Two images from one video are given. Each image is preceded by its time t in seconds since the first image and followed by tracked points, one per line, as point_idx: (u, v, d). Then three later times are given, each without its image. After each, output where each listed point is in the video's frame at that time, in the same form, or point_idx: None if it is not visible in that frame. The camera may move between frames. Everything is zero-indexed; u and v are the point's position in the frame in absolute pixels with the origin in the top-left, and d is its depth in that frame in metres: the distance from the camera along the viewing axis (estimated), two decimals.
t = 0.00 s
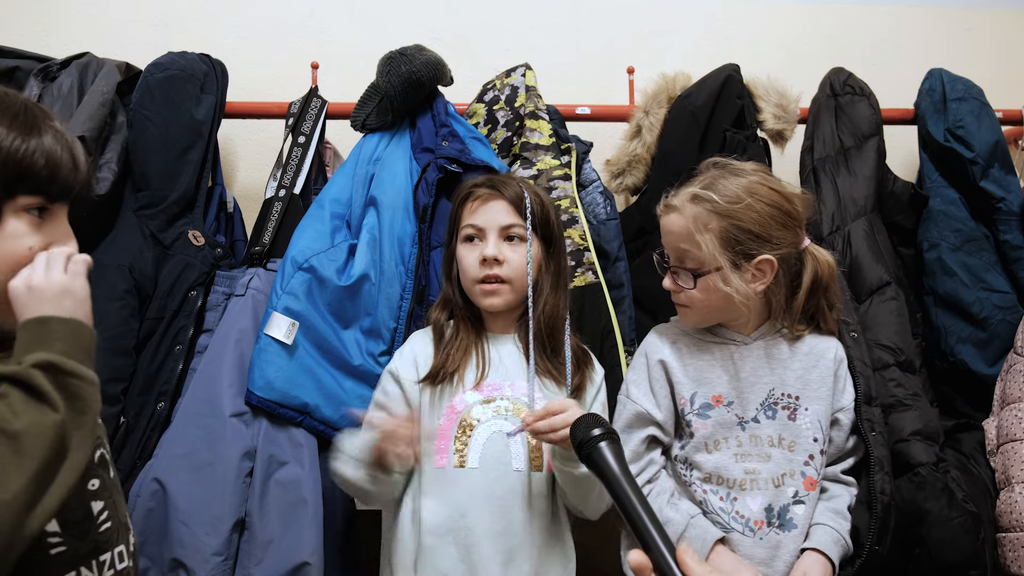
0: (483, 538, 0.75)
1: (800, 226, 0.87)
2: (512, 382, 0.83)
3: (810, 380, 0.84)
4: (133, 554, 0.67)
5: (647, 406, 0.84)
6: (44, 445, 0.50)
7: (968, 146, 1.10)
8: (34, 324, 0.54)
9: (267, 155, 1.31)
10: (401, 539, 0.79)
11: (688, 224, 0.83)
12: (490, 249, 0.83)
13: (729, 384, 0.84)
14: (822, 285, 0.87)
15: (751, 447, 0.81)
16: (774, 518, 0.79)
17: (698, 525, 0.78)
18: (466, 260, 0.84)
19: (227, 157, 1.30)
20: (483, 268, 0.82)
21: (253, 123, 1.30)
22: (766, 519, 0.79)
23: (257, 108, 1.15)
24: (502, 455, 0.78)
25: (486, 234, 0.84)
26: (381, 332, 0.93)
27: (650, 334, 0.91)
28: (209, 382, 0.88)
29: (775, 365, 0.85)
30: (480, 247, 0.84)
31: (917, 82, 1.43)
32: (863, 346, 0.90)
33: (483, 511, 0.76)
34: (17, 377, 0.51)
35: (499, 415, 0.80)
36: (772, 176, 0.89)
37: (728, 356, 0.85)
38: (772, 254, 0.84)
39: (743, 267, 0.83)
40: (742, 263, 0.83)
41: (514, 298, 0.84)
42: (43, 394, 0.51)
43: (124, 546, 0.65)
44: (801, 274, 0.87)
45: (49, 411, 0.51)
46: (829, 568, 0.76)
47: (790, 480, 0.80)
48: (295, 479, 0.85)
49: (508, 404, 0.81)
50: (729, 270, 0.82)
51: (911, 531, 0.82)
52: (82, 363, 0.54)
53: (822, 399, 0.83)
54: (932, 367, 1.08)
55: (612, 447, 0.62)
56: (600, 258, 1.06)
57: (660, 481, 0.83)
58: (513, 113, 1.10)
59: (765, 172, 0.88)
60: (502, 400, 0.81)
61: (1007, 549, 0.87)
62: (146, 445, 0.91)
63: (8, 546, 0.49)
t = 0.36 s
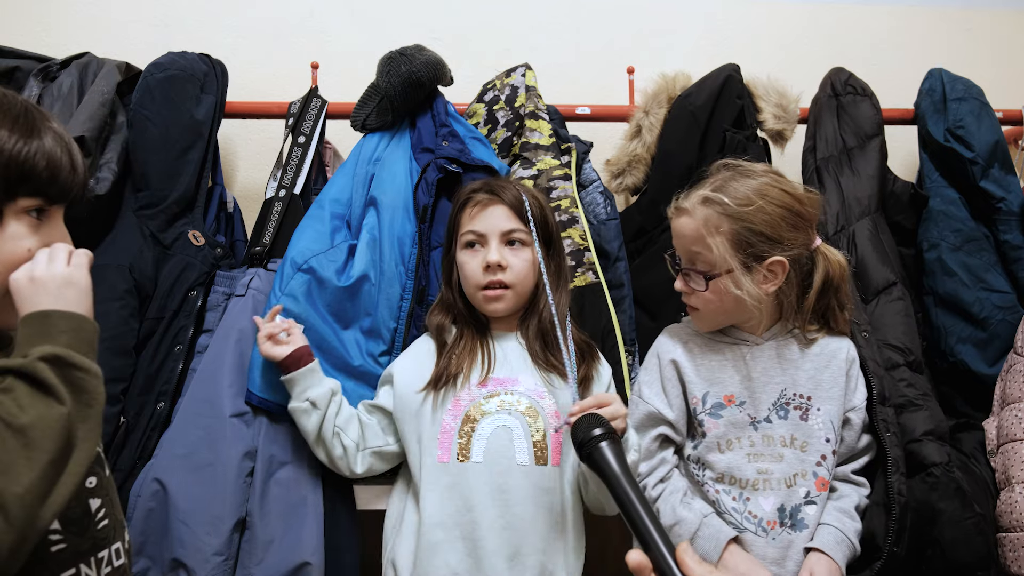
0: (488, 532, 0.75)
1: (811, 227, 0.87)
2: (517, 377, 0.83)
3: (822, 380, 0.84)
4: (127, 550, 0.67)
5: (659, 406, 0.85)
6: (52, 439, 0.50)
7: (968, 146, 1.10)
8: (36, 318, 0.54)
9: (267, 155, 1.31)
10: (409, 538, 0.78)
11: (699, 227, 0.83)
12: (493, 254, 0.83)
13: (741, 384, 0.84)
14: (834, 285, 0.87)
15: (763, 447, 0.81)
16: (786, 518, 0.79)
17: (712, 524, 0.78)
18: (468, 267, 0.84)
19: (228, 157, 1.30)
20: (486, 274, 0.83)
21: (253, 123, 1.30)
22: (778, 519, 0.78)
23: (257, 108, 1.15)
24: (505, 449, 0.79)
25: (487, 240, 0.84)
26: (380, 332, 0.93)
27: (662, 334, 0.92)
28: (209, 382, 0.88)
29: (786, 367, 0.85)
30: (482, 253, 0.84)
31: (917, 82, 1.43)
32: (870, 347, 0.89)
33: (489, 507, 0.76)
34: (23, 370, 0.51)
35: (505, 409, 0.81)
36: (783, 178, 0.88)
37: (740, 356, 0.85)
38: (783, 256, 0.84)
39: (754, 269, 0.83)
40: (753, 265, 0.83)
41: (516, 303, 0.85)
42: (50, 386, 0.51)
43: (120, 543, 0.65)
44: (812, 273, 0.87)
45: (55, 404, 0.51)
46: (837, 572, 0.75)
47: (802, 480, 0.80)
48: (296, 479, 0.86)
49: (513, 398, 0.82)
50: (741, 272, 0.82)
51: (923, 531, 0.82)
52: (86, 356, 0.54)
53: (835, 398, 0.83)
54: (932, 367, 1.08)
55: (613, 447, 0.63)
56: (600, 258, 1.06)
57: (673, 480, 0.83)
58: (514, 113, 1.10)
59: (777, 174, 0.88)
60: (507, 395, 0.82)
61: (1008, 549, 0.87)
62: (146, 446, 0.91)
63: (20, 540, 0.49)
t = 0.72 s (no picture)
0: (481, 531, 0.75)
1: (830, 233, 0.87)
2: (514, 378, 0.83)
3: (830, 383, 0.84)
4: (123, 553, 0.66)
5: (667, 401, 0.85)
6: (47, 440, 0.50)
7: (968, 146, 1.10)
8: (34, 319, 0.54)
9: (267, 155, 1.31)
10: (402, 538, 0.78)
11: (718, 216, 0.83)
12: (491, 258, 0.83)
13: (746, 384, 0.84)
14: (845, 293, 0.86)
15: (768, 448, 0.81)
16: (789, 519, 0.79)
17: (717, 524, 0.78)
18: (465, 269, 0.84)
19: (228, 157, 1.30)
20: (483, 277, 0.82)
21: (253, 123, 1.30)
22: (781, 519, 0.78)
23: (257, 108, 1.15)
24: (500, 449, 0.78)
25: (485, 243, 0.84)
26: (381, 332, 0.93)
27: (672, 331, 0.92)
28: (209, 382, 0.88)
29: (794, 369, 0.85)
30: (479, 256, 0.84)
31: (917, 82, 1.43)
32: (875, 347, 0.90)
33: (482, 506, 0.76)
34: (19, 371, 0.51)
35: (500, 408, 0.80)
36: (806, 181, 0.88)
37: (748, 356, 0.85)
38: (796, 256, 0.84)
39: (766, 265, 0.83)
40: (766, 261, 0.83)
41: (513, 304, 0.84)
42: (45, 387, 0.51)
43: (116, 546, 0.65)
44: (829, 279, 0.86)
45: (50, 405, 0.51)
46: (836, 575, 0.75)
47: (806, 481, 0.80)
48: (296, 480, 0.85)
49: (509, 398, 0.81)
50: (752, 265, 0.82)
51: (935, 531, 0.82)
52: (83, 357, 0.54)
53: (842, 402, 0.83)
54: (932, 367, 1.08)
55: (608, 448, 0.63)
56: (600, 258, 1.06)
57: (682, 477, 0.83)
58: (514, 113, 1.10)
59: (801, 177, 0.89)
60: (502, 396, 0.81)
61: (1008, 549, 0.87)
62: (146, 446, 0.91)
63: (14, 540, 0.49)
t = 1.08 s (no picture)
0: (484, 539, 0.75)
1: (828, 239, 0.86)
2: (509, 384, 0.82)
3: (827, 384, 0.83)
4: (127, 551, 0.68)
5: (663, 405, 0.84)
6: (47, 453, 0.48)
7: (968, 146, 1.10)
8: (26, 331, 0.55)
9: (267, 155, 1.31)
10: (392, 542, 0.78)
11: (721, 211, 0.83)
12: (487, 252, 0.82)
13: (743, 385, 0.83)
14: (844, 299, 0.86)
15: (764, 448, 0.80)
16: (786, 519, 0.78)
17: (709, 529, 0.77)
18: (461, 264, 0.83)
19: (228, 157, 1.30)
20: (479, 272, 0.82)
21: (253, 123, 1.30)
22: (778, 520, 0.77)
23: (256, 108, 1.15)
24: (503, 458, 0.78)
25: (481, 237, 0.83)
26: (380, 332, 0.92)
27: (669, 332, 0.91)
28: (209, 382, 0.89)
29: (790, 370, 0.83)
30: (475, 251, 0.83)
31: (917, 82, 1.43)
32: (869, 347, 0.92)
33: (487, 512, 0.76)
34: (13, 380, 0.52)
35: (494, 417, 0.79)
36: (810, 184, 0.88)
37: (744, 356, 0.85)
38: (794, 257, 0.83)
39: (764, 264, 0.82)
40: (764, 260, 0.82)
41: (510, 302, 0.84)
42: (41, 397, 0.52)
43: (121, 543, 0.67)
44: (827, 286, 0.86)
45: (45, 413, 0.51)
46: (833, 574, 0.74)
47: (803, 482, 0.79)
48: (295, 480, 0.85)
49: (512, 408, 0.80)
50: (751, 262, 0.82)
51: (935, 531, 0.82)
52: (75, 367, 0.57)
53: (839, 402, 0.82)
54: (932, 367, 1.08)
55: (602, 450, 0.61)
56: (600, 258, 1.06)
57: (673, 483, 0.82)
58: (514, 113, 1.10)
59: (806, 180, 0.89)
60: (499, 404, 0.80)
61: (1008, 549, 0.87)
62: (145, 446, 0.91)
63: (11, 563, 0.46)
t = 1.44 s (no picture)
0: (492, 539, 0.75)
1: (820, 241, 0.86)
2: (510, 384, 0.82)
3: (818, 384, 0.82)
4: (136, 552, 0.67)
5: (655, 405, 0.84)
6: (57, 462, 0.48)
7: (968, 146, 1.10)
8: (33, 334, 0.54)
9: (267, 155, 1.31)
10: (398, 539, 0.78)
11: (714, 208, 0.83)
12: (484, 252, 0.82)
13: (733, 386, 0.83)
14: (836, 302, 0.85)
15: (755, 449, 0.80)
16: (778, 520, 0.77)
17: (704, 529, 0.77)
18: (458, 264, 0.83)
19: (228, 157, 1.30)
20: (476, 272, 0.81)
21: (253, 123, 1.30)
22: (769, 521, 0.77)
23: (257, 108, 1.15)
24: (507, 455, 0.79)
25: (479, 237, 0.83)
26: (380, 332, 0.92)
27: (661, 333, 0.91)
28: (208, 382, 0.88)
29: (780, 370, 0.83)
30: (472, 250, 0.83)
31: (917, 82, 1.43)
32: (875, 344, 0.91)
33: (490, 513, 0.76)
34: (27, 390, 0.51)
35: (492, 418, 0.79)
36: (803, 186, 0.88)
37: (735, 357, 0.84)
38: (783, 258, 0.83)
39: (754, 263, 0.82)
40: (754, 258, 0.82)
41: (508, 301, 0.83)
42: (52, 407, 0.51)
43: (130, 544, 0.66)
44: (817, 288, 0.85)
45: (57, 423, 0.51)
46: None
47: (795, 482, 0.78)
48: (295, 480, 0.85)
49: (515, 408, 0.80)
50: (742, 260, 0.82)
51: (930, 531, 0.83)
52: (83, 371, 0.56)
53: (831, 402, 0.81)
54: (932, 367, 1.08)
55: (596, 453, 0.62)
56: (600, 258, 1.06)
57: (667, 485, 0.81)
58: (514, 113, 1.10)
59: (799, 182, 0.88)
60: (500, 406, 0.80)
61: (1008, 549, 0.87)
62: (145, 445, 0.91)
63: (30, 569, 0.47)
